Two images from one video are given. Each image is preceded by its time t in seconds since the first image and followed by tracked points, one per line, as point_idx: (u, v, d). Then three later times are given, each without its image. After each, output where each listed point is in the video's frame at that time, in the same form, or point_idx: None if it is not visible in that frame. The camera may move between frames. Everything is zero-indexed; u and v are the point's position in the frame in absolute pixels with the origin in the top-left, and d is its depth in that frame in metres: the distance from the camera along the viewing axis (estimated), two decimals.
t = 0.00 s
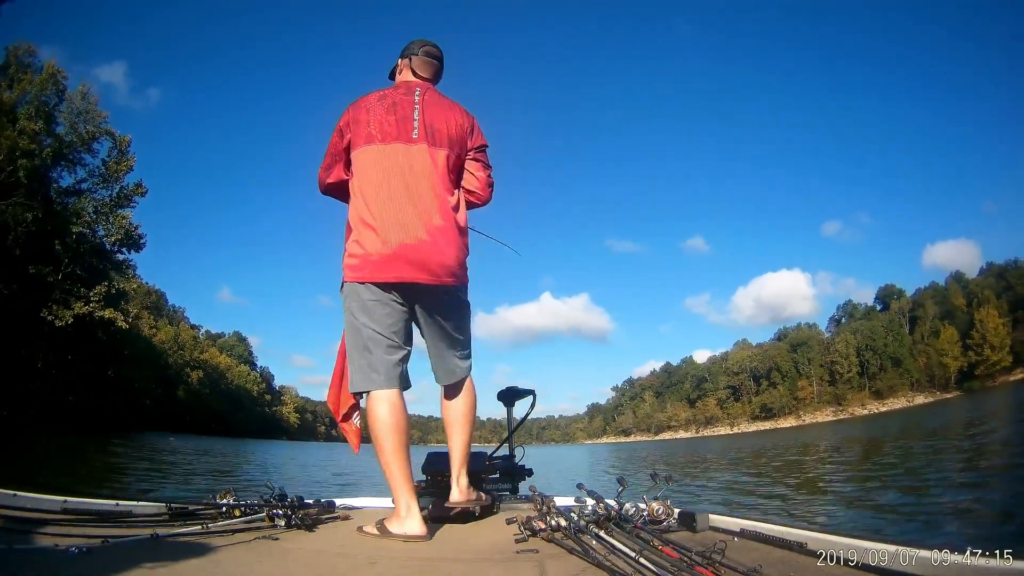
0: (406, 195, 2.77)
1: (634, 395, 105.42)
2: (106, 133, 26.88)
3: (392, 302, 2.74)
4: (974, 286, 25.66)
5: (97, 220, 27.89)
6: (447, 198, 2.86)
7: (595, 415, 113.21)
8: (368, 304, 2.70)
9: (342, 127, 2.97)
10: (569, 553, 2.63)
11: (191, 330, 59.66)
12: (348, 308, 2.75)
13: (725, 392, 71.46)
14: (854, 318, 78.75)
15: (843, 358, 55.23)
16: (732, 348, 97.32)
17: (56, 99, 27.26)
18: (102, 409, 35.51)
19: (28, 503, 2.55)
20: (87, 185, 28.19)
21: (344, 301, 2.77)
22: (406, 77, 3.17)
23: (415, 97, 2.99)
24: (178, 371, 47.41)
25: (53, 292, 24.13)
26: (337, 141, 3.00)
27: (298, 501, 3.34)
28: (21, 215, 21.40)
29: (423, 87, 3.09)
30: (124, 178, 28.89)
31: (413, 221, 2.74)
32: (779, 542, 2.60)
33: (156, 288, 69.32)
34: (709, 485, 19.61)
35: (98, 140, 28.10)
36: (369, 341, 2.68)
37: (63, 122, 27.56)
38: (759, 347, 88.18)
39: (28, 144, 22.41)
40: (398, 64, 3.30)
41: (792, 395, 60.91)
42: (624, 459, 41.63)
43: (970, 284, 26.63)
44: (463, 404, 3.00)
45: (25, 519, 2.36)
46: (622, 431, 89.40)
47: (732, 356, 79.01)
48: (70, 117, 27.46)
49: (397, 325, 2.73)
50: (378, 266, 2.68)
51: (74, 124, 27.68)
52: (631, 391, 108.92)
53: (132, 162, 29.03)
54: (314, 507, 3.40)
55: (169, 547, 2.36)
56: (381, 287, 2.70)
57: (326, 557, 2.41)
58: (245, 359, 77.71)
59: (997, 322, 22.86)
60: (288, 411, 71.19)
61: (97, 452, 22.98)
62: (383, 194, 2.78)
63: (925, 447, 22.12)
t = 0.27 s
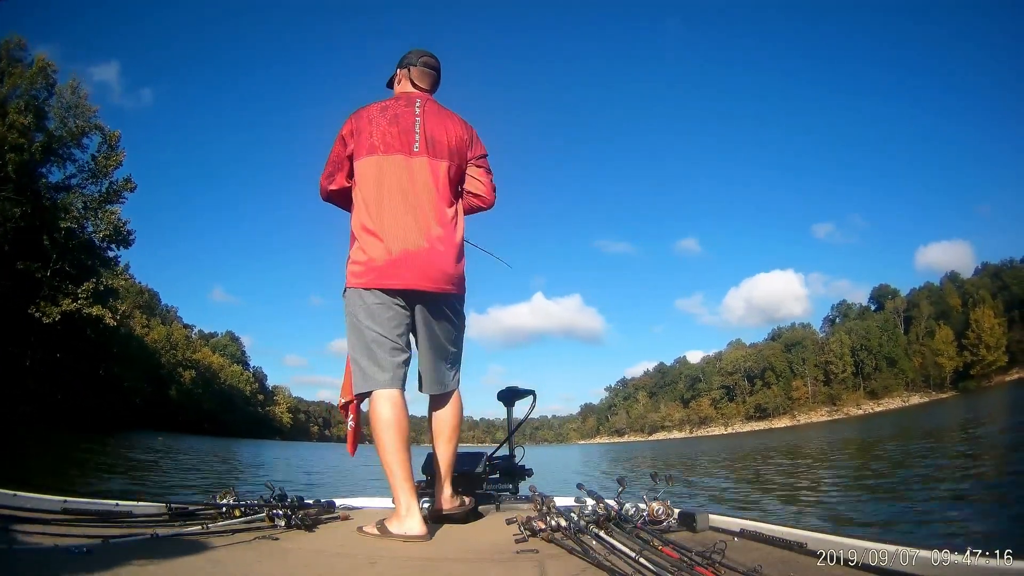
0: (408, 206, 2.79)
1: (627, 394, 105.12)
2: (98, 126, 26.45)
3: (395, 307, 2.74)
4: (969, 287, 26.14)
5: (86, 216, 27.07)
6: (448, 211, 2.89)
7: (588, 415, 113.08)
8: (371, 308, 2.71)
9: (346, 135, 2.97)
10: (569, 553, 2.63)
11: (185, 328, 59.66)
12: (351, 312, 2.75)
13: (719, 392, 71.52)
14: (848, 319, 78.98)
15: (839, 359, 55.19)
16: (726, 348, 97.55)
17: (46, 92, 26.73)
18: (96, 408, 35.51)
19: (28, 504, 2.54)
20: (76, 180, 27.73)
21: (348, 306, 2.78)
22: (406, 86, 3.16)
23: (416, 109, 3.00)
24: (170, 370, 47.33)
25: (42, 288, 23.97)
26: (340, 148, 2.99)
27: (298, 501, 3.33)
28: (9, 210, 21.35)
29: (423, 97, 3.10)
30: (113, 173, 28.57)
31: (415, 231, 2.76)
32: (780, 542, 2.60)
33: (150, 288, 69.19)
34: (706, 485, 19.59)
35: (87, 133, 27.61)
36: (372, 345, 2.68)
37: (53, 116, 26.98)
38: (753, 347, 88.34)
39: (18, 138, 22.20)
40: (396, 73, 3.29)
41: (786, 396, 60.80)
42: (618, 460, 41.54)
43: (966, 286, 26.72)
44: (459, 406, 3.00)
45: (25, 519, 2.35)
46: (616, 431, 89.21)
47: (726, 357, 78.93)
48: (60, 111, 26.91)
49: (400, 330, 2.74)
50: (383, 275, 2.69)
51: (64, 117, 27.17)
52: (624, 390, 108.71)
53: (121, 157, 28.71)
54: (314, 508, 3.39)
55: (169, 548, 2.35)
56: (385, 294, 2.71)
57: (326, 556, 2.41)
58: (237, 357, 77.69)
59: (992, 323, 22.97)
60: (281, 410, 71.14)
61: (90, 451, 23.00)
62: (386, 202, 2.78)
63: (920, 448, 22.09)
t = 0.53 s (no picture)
0: (405, 204, 2.79)
1: (619, 397, 104.73)
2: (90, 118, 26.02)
3: (393, 306, 2.73)
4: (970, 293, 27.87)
5: (74, 208, 26.09)
6: (444, 210, 2.88)
7: (579, 415, 112.88)
8: (369, 307, 2.70)
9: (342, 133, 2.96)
10: (569, 553, 2.63)
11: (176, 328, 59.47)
12: (348, 311, 2.75)
13: (711, 394, 71.49)
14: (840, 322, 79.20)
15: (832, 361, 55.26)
16: (718, 350, 97.70)
17: (37, 82, 26.47)
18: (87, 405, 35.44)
19: (28, 504, 2.53)
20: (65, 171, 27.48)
21: (345, 305, 2.77)
22: (402, 85, 3.15)
23: (412, 107, 2.99)
24: (160, 368, 47.24)
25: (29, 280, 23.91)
26: (336, 147, 2.98)
27: (298, 501, 3.33)
28: None
29: (419, 96, 3.08)
30: (102, 165, 28.50)
31: (413, 229, 2.75)
32: (780, 542, 2.60)
33: (143, 286, 69.06)
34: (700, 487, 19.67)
35: (79, 125, 27.17)
36: (371, 345, 2.67)
37: (44, 108, 26.51)
38: (745, 348, 88.50)
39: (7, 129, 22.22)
40: (391, 73, 3.29)
41: (779, 398, 60.79)
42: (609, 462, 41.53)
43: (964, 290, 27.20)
44: (455, 406, 2.99)
45: (25, 519, 2.35)
46: (608, 432, 89.14)
47: (718, 359, 78.98)
48: (52, 102, 26.54)
49: (397, 329, 2.73)
50: (380, 274, 2.68)
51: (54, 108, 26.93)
52: (615, 391, 108.53)
53: (111, 150, 28.70)
54: (313, 507, 3.39)
55: (169, 547, 2.35)
56: (383, 292, 2.70)
57: (326, 556, 2.41)
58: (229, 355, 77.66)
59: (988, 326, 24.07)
60: (273, 408, 71.11)
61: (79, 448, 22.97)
62: (383, 200, 2.78)
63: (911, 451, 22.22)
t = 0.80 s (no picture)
0: (407, 203, 2.78)
1: (610, 397, 104.83)
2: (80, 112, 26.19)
3: (394, 305, 2.73)
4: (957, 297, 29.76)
5: (61, 202, 26.72)
6: (446, 210, 2.89)
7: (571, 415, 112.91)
8: (370, 306, 2.70)
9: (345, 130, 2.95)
10: (569, 553, 2.63)
11: (167, 326, 59.37)
12: (350, 309, 2.74)
13: (703, 394, 71.70)
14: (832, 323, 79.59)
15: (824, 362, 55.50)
16: (711, 350, 98.02)
17: (26, 74, 26.38)
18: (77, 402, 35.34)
19: (27, 504, 2.52)
20: (52, 164, 27.48)
21: (345, 303, 2.77)
22: (404, 85, 3.16)
23: (415, 107, 3.00)
24: (150, 366, 47.13)
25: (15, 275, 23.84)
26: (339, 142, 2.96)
27: (298, 501, 3.33)
28: None
29: (421, 96, 3.09)
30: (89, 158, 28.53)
31: (416, 228, 2.76)
32: (780, 543, 2.60)
33: (134, 284, 68.84)
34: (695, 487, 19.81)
35: (67, 118, 27.30)
36: (372, 344, 2.68)
37: (32, 100, 26.52)
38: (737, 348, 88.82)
39: None
40: (392, 73, 3.29)
41: (770, 398, 60.95)
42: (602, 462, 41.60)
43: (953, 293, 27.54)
44: (454, 406, 2.99)
45: (24, 519, 2.34)
46: (599, 433, 89.21)
47: (710, 359, 79.20)
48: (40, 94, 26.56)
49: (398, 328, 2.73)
50: (384, 272, 2.68)
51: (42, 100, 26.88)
52: (607, 392, 108.63)
53: (98, 143, 28.73)
54: (313, 507, 3.39)
55: (169, 548, 2.34)
56: (385, 291, 2.70)
57: (326, 556, 2.40)
58: (219, 353, 77.42)
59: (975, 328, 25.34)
60: (263, 407, 70.90)
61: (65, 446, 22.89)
62: (386, 197, 2.77)
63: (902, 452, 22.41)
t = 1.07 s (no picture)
0: (406, 202, 2.78)
1: (607, 397, 104.88)
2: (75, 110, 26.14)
3: (393, 305, 2.72)
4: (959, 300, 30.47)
5: (55, 200, 26.04)
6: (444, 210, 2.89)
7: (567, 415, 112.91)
8: (369, 305, 2.70)
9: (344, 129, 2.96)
10: (569, 553, 2.63)
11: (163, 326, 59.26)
12: (348, 310, 2.74)
13: (700, 394, 71.72)
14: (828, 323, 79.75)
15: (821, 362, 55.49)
16: (708, 350, 98.10)
17: (21, 72, 26.30)
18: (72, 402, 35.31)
19: (27, 505, 2.52)
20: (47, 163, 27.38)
21: (344, 304, 2.76)
22: (403, 85, 3.16)
23: (414, 107, 3.00)
24: (147, 365, 47.05)
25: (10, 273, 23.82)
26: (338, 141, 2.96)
27: (298, 500, 3.33)
28: None
29: (420, 97, 3.09)
30: (85, 157, 28.44)
31: (415, 228, 2.76)
32: (780, 543, 2.60)
33: (131, 283, 68.69)
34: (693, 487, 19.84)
35: (63, 116, 27.21)
36: (371, 344, 2.67)
37: (27, 98, 26.44)
38: (734, 348, 88.90)
39: None
40: (391, 73, 3.29)
41: (767, 397, 60.98)
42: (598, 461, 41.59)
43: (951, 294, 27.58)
44: (453, 406, 2.99)
45: (25, 520, 2.34)
46: (595, 432, 89.21)
47: (706, 359, 79.25)
48: (36, 91, 26.50)
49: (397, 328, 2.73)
50: (382, 272, 2.67)
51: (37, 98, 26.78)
52: (603, 392, 108.59)
53: (93, 142, 28.63)
54: (313, 507, 3.39)
55: (167, 547, 2.34)
56: (383, 291, 2.70)
57: (326, 555, 2.40)
58: (215, 353, 77.36)
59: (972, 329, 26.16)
60: (259, 407, 70.84)
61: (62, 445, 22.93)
62: (385, 196, 2.77)
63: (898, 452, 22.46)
